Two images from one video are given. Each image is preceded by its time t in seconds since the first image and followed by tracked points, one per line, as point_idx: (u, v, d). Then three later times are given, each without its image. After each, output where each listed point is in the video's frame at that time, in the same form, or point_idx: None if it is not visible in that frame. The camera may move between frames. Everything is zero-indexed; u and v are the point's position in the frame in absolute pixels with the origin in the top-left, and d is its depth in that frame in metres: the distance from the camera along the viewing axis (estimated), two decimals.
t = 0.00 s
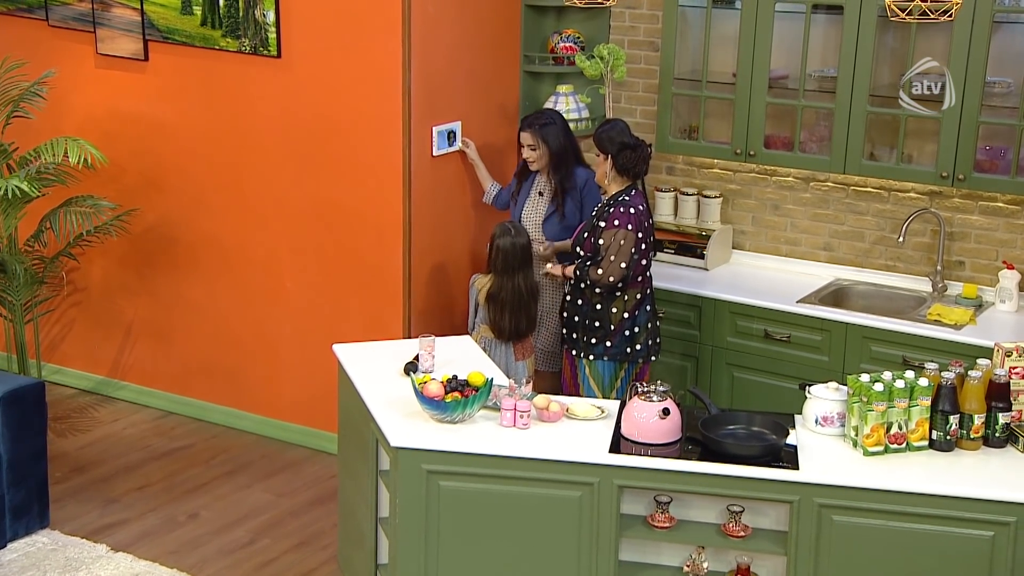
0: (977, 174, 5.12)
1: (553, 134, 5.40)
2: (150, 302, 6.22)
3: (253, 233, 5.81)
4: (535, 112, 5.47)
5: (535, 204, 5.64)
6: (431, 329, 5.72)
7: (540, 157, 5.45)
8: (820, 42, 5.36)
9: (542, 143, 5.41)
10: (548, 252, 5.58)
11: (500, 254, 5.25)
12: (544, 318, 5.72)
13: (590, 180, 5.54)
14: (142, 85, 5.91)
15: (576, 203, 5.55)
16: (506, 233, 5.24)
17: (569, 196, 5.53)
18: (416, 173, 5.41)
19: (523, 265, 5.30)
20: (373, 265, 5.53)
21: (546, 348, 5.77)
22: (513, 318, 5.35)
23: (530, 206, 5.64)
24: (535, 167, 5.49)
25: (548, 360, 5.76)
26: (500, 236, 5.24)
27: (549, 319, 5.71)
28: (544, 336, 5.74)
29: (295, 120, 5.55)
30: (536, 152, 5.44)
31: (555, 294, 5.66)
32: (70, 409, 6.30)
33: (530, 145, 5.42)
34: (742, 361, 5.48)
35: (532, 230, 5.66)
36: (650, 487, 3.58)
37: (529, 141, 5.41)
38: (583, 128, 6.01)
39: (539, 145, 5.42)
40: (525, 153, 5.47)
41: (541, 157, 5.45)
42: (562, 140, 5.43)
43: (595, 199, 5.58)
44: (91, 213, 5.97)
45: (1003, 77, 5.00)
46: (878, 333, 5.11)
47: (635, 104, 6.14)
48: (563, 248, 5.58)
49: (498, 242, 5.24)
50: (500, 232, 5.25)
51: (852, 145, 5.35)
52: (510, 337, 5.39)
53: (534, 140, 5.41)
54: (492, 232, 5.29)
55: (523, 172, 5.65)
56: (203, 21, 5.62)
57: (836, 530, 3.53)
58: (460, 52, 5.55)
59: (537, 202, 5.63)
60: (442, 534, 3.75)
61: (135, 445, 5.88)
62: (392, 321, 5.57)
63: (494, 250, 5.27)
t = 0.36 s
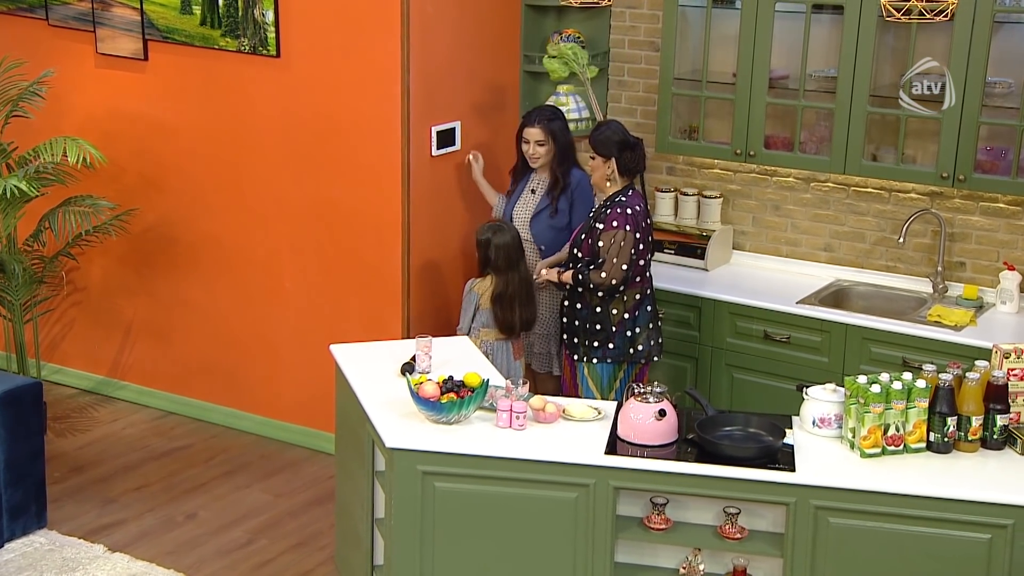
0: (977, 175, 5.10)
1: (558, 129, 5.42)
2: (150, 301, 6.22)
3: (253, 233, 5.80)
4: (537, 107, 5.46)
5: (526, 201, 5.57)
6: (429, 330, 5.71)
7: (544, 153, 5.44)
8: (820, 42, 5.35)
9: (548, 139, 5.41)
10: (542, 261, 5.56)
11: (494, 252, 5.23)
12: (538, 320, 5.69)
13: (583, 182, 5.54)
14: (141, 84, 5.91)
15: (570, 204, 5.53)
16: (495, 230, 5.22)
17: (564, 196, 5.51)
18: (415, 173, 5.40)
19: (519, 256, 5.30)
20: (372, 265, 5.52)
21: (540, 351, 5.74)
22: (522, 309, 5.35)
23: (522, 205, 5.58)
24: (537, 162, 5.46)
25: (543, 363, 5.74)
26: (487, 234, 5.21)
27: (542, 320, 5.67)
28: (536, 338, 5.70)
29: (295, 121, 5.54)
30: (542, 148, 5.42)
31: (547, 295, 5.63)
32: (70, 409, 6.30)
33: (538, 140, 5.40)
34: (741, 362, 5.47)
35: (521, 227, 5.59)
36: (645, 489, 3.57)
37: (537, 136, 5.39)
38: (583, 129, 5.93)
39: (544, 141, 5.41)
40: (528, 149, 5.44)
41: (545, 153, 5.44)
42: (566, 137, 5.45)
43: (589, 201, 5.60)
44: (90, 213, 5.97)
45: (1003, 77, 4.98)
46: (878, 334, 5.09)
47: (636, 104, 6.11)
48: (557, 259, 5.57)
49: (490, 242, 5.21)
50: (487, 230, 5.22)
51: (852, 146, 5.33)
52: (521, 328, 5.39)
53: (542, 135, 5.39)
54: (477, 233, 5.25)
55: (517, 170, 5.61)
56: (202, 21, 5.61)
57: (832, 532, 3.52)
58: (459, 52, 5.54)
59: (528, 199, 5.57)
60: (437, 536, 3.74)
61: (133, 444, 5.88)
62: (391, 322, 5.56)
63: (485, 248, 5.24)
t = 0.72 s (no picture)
0: (977, 176, 5.08)
1: (545, 131, 5.43)
2: (151, 301, 6.21)
3: (253, 232, 5.79)
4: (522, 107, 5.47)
5: (506, 201, 5.56)
6: (428, 330, 5.69)
7: (531, 153, 5.43)
8: (821, 42, 5.33)
9: (536, 139, 5.41)
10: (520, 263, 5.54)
11: (481, 251, 5.23)
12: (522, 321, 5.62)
13: (561, 182, 5.50)
14: (142, 84, 5.90)
15: (549, 204, 5.49)
16: (477, 230, 5.23)
17: (544, 196, 5.49)
18: (415, 172, 5.39)
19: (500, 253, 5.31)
20: (371, 265, 5.51)
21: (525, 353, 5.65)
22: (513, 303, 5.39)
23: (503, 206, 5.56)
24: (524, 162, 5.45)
25: (530, 365, 5.63)
26: (469, 234, 5.22)
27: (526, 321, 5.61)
28: (521, 339, 5.62)
29: (294, 120, 5.53)
30: (530, 148, 5.41)
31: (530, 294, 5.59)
32: (70, 408, 6.30)
33: (526, 140, 5.39)
34: (741, 363, 5.45)
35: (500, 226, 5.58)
36: (642, 490, 3.55)
37: (526, 136, 5.39)
38: (585, 128, 5.98)
39: (534, 142, 5.41)
40: (517, 149, 5.43)
41: (533, 154, 5.43)
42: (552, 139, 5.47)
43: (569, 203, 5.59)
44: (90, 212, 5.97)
45: (1005, 77, 4.96)
46: (878, 335, 5.07)
47: (637, 104, 6.09)
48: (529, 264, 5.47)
49: (478, 241, 5.21)
50: (467, 232, 5.22)
51: (852, 146, 5.31)
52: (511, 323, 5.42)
53: (531, 136, 5.39)
54: (458, 238, 5.24)
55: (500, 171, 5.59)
56: (202, 20, 5.61)
57: (829, 534, 3.50)
58: (459, 50, 5.52)
59: (509, 200, 5.55)
60: (433, 536, 3.73)
61: (133, 444, 5.88)
62: (390, 322, 5.55)
63: (470, 248, 5.23)
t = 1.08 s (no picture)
0: (978, 175, 5.06)
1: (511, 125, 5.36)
2: (151, 300, 6.21)
3: (252, 231, 5.79)
4: (484, 107, 5.34)
5: (480, 205, 5.40)
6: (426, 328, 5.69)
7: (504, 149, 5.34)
8: (822, 40, 5.30)
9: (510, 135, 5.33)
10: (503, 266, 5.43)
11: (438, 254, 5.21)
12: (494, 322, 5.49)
13: (532, 177, 5.48)
14: (143, 82, 5.90)
15: (527, 199, 5.43)
16: (434, 232, 5.22)
17: (521, 192, 5.42)
18: (414, 172, 5.38)
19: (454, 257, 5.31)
20: (371, 264, 5.50)
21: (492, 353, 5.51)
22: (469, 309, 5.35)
23: (479, 210, 5.40)
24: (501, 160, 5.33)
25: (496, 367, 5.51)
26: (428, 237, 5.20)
27: (499, 322, 5.48)
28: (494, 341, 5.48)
29: (294, 119, 5.52)
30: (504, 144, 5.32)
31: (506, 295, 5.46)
32: (71, 407, 6.30)
33: (502, 136, 5.29)
34: (741, 363, 5.43)
35: (478, 231, 5.41)
36: (638, 490, 3.53)
37: (502, 132, 5.28)
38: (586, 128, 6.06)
39: (508, 137, 5.33)
40: (494, 147, 5.31)
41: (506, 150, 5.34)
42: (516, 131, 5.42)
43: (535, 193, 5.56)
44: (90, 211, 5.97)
45: (1006, 76, 4.94)
46: (878, 335, 5.05)
47: (637, 103, 6.08)
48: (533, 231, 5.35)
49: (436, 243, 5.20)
50: (426, 236, 5.20)
51: (853, 146, 5.29)
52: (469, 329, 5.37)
53: (505, 131, 5.30)
54: (417, 242, 5.19)
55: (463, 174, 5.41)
56: (202, 19, 5.60)
57: (826, 535, 3.48)
58: (459, 49, 5.51)
59: (482, 204, 5.40)
60: (429, 536, 3.71)
61: (132, 443, 5.87)
62: (389, 321, 5.53)
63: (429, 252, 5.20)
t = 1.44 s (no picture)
0: (983, 174, 5.04)
1: (488, 131, 5.15)
2: (154, 298, 6.21)
3: (254, 230, 5.78)
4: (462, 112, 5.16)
5: (456, 212, 5.27)
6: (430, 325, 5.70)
7: (473, 156, 5.14)
8: (826, 39, 5.28)
9: (480, 142, 5.12)
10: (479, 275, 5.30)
11: (367, 253, 4.97)
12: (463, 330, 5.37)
13: (513, 188, 5.30)
14: (146, 80, 5.90)
15: (505, 210, 5.27)
16: (361, 232, 4.99)
17: (500, 204, 5.25)
18: (416, 171, 5.37)
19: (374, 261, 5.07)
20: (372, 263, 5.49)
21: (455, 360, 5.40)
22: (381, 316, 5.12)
23: (455, 216, 5.26)
24: (468, 167, 5.16)
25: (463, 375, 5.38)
26: (355, 235, 4.93)
27: (471, 331, 5.36)
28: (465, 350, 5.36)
29: (295, 117, 5.52)
30: (471, 150, 5.13)
31: (480, 308, 5.35)
32: (74, 405, 6.30)
33: (468, 143, 5.10)
34: (744, 362, 5.41)
35: (454, 236, 5.28)
36: (638, 490, 3.52)
37: (467, 138, 5.10)
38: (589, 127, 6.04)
39: (478, 144, 5.13)
40: (456, 151, 5.14)
41: (476, 157, 5.15)
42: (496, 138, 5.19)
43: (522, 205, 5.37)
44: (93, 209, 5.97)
45: (1010, 75, 4.91)
46: (881, 334, 5.03)
47: (641, 102, 6.07)
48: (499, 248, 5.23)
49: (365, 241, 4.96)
50: (355, 234, 4.93)
51: (857, 145, 5.27)
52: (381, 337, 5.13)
53: (472, 137, 5.10)
54: (347, 240, 4.93)
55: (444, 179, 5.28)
56: (205, 17, 5.60)
57: (826, 535, 3.47)
58: (462, 47, 5.50)
59: (459, 211, 5.26)
60: (428, 535, 3.70)
61: (135, 441, 5.87)
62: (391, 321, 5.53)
63: (361, 250, 4.96)
